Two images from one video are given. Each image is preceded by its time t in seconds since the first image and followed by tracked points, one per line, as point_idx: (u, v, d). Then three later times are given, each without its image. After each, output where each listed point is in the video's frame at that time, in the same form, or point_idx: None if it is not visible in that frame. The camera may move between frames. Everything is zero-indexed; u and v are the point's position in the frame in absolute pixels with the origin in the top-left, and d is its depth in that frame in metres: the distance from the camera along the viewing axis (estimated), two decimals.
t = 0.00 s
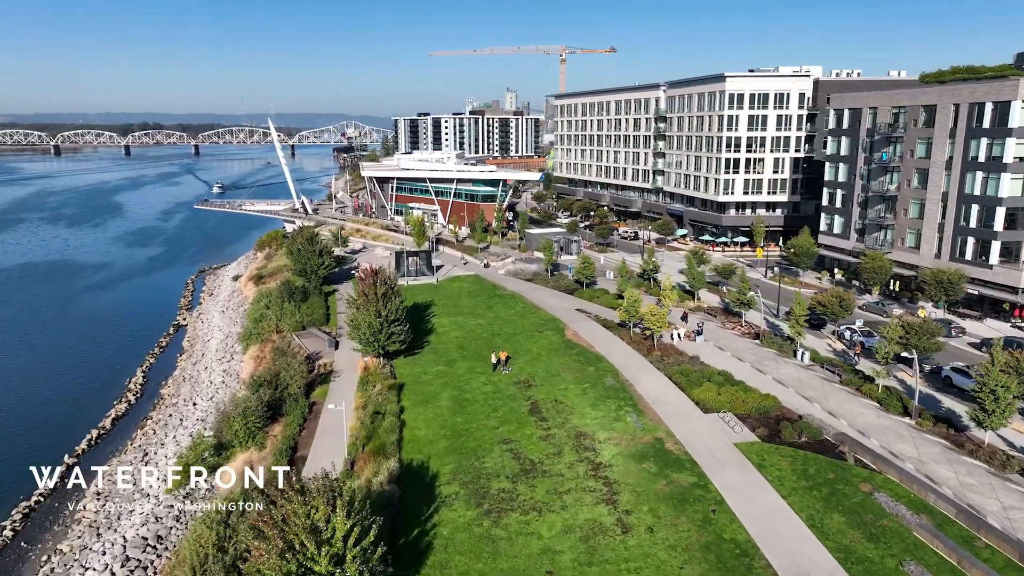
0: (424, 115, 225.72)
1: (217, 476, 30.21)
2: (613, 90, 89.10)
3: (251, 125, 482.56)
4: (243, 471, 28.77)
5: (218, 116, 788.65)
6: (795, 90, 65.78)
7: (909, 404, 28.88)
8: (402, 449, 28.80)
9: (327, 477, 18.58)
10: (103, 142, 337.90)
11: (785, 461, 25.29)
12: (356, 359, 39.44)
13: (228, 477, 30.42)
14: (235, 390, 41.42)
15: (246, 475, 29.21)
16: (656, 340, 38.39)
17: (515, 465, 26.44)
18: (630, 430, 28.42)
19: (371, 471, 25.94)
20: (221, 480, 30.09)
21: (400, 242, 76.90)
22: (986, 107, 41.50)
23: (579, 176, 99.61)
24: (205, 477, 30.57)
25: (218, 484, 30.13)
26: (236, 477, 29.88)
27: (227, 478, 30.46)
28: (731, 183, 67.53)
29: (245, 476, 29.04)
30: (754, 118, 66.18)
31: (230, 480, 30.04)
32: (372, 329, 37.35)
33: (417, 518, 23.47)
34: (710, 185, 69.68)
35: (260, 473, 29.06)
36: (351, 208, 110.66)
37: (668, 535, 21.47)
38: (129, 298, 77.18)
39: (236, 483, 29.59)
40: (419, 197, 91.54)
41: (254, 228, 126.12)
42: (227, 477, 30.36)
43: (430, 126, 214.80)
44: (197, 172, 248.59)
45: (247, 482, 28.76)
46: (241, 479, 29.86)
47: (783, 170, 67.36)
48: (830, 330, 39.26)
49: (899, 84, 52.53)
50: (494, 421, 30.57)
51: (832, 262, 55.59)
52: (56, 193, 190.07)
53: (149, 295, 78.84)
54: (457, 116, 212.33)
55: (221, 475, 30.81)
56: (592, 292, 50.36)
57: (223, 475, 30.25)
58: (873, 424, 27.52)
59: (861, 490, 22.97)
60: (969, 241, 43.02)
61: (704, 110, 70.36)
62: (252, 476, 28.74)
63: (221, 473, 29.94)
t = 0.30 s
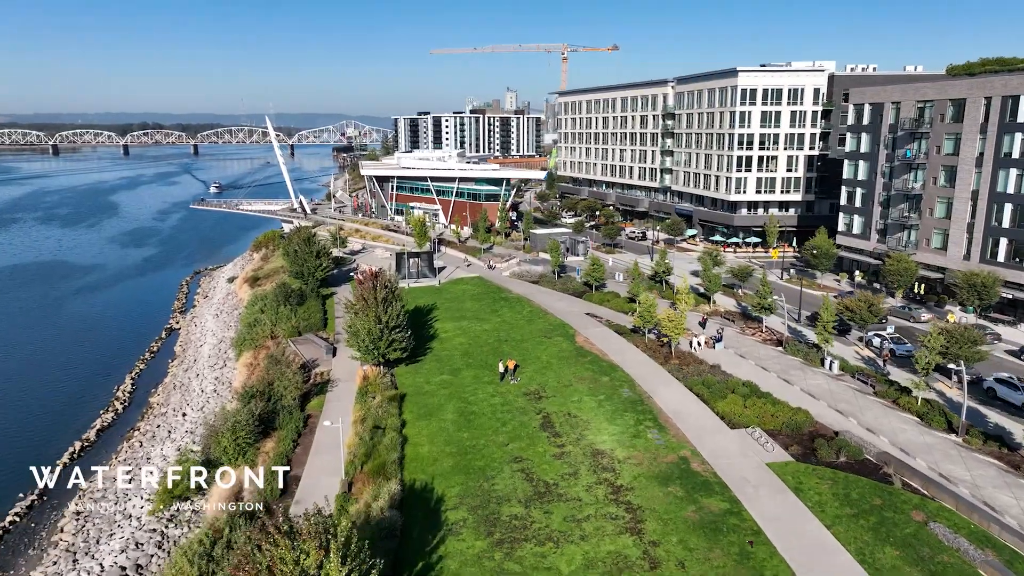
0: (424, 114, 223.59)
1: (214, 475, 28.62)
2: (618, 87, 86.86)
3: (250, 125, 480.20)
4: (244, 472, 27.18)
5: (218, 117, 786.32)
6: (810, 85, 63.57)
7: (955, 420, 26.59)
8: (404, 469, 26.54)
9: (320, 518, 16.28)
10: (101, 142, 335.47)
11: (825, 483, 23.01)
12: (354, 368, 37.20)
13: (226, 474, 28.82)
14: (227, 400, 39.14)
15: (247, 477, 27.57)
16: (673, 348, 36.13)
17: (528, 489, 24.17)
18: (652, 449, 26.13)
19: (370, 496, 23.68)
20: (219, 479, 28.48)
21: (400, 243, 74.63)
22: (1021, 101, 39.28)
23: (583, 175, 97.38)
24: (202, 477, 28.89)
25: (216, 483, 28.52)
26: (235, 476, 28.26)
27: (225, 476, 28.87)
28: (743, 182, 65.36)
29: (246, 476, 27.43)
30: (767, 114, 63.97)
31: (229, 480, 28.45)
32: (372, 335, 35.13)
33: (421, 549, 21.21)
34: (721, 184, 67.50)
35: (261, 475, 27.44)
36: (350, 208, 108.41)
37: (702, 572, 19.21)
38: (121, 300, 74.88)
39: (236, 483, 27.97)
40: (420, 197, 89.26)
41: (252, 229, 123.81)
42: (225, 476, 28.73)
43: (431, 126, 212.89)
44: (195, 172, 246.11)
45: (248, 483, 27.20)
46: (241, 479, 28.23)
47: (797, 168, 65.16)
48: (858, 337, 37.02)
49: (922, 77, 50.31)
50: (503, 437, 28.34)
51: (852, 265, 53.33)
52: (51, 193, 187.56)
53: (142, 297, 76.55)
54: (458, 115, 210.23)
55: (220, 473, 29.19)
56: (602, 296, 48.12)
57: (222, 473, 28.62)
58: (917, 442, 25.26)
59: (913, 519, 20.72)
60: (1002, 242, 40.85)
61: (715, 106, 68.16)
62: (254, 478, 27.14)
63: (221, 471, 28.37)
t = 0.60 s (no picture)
0: (425, 113, 221.39)
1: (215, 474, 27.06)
2: (624, 83, 84.70)
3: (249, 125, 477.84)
4: (245, 471, 25.83)
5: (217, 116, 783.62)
6: (825, 80, 61.38)
7: (1007, 438, 24.40)
8: (407, 491, 24.38)
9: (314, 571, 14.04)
10: (99, 142, 332.83)
11: (872, 510, 20.87)
12: (352, 378, 35.03)
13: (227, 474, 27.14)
14: (219, 411, 36.98)
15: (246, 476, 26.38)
16: (693, 357, 33.95)
17: (544, 515, 22.03)
18: (677, 470, 23.97)
19: (370, 524, 21.50)
20: (220, 480, 26.87)
21: (401, 244, 72.45)
22: None
23: (588, 174, 95.22)
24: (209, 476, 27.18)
25: (216, 484, 26.91)
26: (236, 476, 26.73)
27: (225, 476, 27.19)
28: (756, 180, 63.21)
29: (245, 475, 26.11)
30: (781, 110, 61.82)
31: (229, 480, 26.91)
32: (372, 342, 32.98)
33: None
34: (732, 183, 65.37)
35: (261, 474, 26.27)
36: (350, 208, 106.26)
37: None
38: (113, 303, 72.63)
39: (235, 481, 26.61)
40: (421, 196, 87.05)
41: (249, 229, 121.60)
42: (225, 476, 27.08)
43: (431, 125, 210.70)
44: (193, 172, 243.78)
45: (248, 483, 25.88)
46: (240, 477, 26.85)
47: (812, 166, 63.00)
48: (888, 344, 34.84)
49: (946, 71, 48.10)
50: (514, 455, 26.18)
51: (872, 267, 51.16)
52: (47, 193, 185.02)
53: (135, 300, 74.35)
54: (459, 114, 208.04)
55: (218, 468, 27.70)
56: (613, 299, 45.99)
57: (223, 472, 27.04)
58: (967, 462, 23.10)
59: (976, 555, 18.58)
60: None
61: (726, 103, 65.98)
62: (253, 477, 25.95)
63: (222, 471, 26.86)
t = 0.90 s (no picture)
0: (425, 112, 219.22)
1: (213, 474, 25.42)
2: (631, 79, 82.58)
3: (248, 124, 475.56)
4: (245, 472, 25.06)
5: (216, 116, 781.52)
6: (842, 75, 59.22)
7: None
8: (410, 517, 22.27)
9: None
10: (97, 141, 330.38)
11: (930, 544, 18.78)
12: (351, 389, 32.88)
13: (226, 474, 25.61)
14: (209, 423, 34.81)
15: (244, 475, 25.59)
16: (714, 366, 31.83)
17: (564, 547, 19.92)
18: (708, 495, 21.87)
19: (371, 559, 19.35)
20: (219, 481, 25.26)
21: (402, 244, 70.29)
22: None
23: (592, 173, 93.08)
24: (207, 477, 25.35)
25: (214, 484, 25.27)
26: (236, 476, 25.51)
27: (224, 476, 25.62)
28: (769, 179, 61.10)
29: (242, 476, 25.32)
30: (795, 106, 59.72)
31: (229, 481, 25.51)
32: (373, 350, 30.85)
33: None
34: (744, 181, 63.26)
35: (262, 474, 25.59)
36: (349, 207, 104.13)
37: None
38: (105, 305, 70.39)
39: (235, 484, 25.34)
40: (422, 195, 84.87)
41: (247, 229, 119.37)
42: (225, 478, 25.44)
43: (432, 124, 208.53)
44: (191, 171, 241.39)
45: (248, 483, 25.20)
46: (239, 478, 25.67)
47: (827, 164, 60.88)
48: (921, 352, 32.74)
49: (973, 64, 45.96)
50: (527, 476, 24.05)
51: (894, 269, 49.07)
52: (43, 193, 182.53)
53: (129, 302, 72.21)
54: (460, 113, 205.92)
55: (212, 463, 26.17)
56: (625, 304, 43.86)
57: (222, 473, 25.50)
58: None
59: None
60: None
61: (738, 98, 63.83)
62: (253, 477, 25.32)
63: (223, 471, 25.37)
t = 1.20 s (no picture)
0: (425, 111, 217.14)
1: (213, 474, 23.55)
2: (637, 76, 80.52)
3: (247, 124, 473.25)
4: (249, 471, 23.88)
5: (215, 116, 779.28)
6: (859, 69, 57.11)
7: None
8: (414, 548, 20.16)
9: None
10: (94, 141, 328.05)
11: None
12: (349, 401, 30.78)
13: (225, 473, 24.01)
14: (198, 437, 32.67)
15: (245, 475, 24.46)
16: (739, 377, 29.69)
17: None
18: (745, 525, 19.74)
19: None
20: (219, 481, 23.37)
21: (403, 245, 68.20)
22: None
23: (597, 171, 91.01)
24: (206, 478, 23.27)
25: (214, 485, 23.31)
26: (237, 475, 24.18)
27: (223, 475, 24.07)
28: (783, 177, 59.01)
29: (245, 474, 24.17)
30: (810, 102, 57.63)
31: (229, 480, 24.02)
32: (372, 360, 28.73)
33: None
34: (757, 180, 61.16)
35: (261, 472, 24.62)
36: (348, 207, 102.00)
37: None
38: (96, 308, 68.18)
39: (235, 481, 23.93)
40: (423, 194, 82.74)
41: (244, 229, 117.20)
42: (225, 477, 23.83)
43: (432, 122, 206.46)
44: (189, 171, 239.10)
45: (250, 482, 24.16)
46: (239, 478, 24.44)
47: (843, 162, 58.79)
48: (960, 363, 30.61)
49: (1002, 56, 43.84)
50: (543, 502, 21.93)
51: (917, 272, 46.99)
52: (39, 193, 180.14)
53: (121, 304, 70.05)
54: (460, 111, 203.91)
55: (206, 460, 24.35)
56: (638, 308, 41.74)
57: (222, 472, 23.81)
58: None
59: None
60: None
61: (750, 94, 61.75)
62: (255, 477, 24.26)
63: (224, 471, 23.61)
